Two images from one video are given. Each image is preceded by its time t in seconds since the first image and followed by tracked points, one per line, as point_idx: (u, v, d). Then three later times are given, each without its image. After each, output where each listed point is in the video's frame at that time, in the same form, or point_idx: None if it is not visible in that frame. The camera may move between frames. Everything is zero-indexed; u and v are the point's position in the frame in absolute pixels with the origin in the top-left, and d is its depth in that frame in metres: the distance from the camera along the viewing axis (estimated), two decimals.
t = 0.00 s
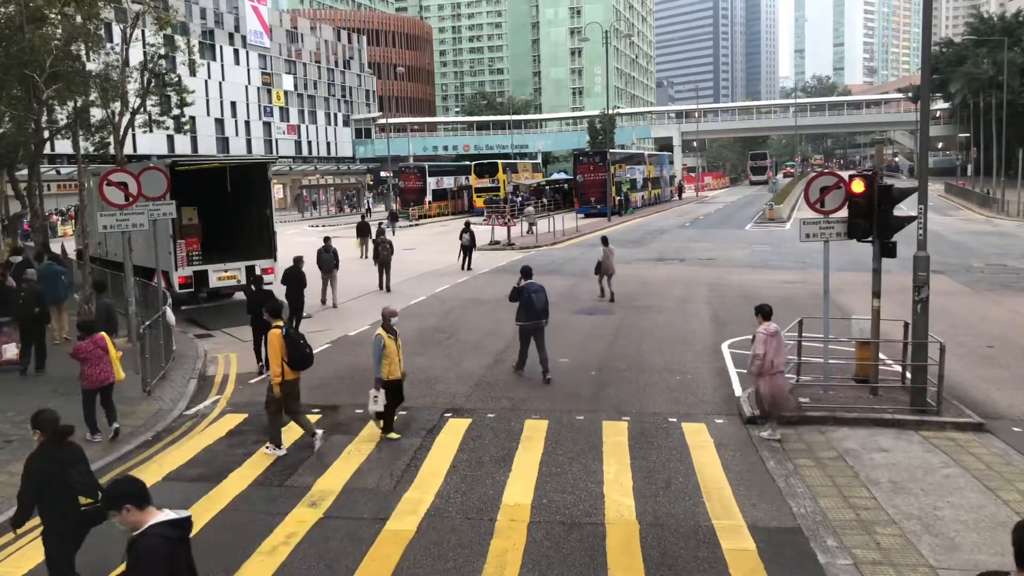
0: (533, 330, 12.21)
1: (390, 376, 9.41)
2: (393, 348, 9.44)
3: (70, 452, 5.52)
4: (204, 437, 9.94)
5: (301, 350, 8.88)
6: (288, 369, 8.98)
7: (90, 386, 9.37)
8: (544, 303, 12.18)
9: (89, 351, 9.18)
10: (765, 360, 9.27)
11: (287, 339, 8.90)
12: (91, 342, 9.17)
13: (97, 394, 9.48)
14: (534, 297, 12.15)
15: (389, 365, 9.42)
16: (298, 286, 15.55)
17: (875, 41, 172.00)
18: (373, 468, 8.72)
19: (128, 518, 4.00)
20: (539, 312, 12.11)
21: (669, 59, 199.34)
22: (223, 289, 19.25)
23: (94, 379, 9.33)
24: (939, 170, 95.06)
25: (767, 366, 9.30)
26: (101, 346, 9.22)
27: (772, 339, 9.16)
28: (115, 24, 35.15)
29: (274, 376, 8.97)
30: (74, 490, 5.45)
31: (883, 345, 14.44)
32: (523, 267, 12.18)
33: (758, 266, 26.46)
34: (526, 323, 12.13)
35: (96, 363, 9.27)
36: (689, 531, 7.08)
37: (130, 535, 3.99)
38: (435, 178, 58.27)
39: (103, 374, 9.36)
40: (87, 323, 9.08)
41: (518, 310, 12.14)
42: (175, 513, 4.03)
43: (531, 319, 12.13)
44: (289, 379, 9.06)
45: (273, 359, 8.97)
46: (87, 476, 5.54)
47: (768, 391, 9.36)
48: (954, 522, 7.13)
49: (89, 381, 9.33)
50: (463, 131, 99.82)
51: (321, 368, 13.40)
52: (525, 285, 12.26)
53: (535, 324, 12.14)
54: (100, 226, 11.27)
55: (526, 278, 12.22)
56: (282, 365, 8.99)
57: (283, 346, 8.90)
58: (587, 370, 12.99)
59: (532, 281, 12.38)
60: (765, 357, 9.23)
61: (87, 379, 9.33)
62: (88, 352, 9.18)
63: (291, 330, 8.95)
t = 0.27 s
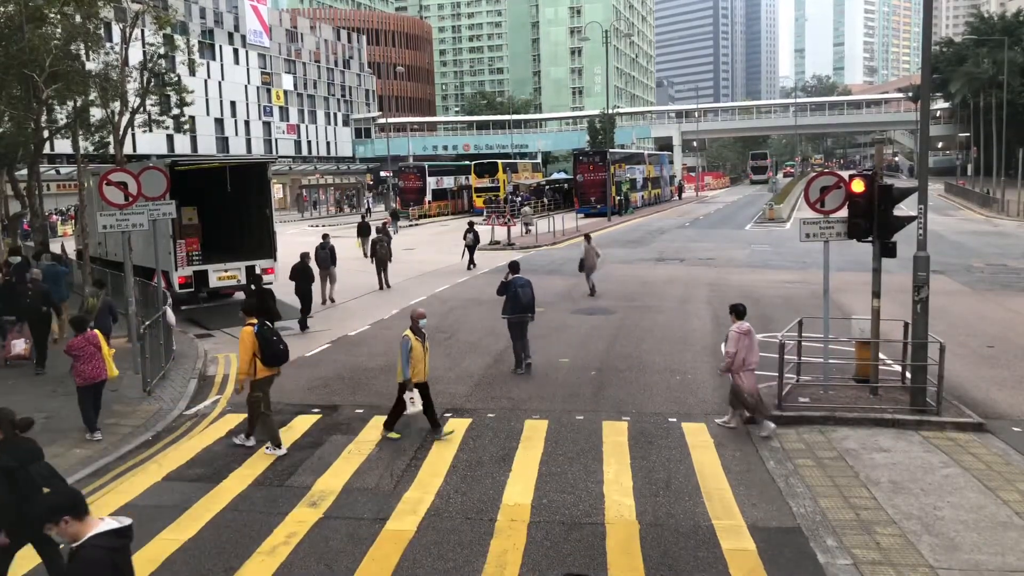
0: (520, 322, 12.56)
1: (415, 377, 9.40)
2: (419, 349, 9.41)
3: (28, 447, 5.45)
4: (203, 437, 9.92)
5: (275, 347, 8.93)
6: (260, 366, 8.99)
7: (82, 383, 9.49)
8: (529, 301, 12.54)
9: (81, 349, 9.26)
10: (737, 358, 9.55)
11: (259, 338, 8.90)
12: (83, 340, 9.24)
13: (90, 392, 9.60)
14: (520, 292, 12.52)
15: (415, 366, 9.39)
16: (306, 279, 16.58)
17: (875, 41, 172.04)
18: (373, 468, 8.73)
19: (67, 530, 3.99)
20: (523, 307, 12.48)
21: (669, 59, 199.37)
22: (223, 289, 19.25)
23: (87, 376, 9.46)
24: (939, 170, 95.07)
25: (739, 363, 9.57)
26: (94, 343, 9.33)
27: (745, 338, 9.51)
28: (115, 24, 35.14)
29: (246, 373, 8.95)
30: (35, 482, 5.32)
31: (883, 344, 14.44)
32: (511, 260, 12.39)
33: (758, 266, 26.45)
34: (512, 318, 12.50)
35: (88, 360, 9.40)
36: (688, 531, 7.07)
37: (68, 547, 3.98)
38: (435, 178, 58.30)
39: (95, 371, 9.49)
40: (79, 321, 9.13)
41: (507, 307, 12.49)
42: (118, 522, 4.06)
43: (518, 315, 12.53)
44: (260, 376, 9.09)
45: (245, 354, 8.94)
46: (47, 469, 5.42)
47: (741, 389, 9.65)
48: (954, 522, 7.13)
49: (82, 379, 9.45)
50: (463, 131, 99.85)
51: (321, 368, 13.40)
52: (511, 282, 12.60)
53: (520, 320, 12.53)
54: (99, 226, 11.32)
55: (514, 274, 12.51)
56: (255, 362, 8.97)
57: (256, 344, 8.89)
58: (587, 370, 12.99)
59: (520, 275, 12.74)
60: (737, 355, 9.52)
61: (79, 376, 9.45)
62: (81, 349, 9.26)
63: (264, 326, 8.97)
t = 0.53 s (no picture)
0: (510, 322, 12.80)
1: (444, 376, 9.34)
2: (445, 349, 9.39)
3: None
4: (204, 436, 9.94)
5: (247, 347, 9.36)
6: (233, 364, 9.37)
7: (79, 378, 9.82)
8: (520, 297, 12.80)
9: (79, 342, 9.73)
10: (715, 353, 9.87)
11: (234, 335, 9.36)
12: (81, 333, 9.71)
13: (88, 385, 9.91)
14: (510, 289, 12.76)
15: (443, 364, 9.35)
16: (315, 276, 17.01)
17: (875, 41, 172.06)
18: (372, 468, 8.73)
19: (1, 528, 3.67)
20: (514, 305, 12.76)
21: (669, 59, 199.38)
22: (223, 289, 19.27)
23: (83, 370, 9.81)
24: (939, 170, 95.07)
25: (717, 358, 9.90)
26: (91, 338, 9.77)
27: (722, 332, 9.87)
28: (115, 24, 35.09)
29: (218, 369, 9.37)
30: None
31: (883, 345, 14.46)
32: (503, 260, 12.54)
33: (758, 266, 26.46)
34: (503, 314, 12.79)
35: (85, 353, 9.81)
36: (689, 531, 7.06)
37: None
38: (435, 178, 58.32)
39: (90, 365, 9.85)
40: (78, 315, 9.67)
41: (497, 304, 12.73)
42: (54, 523, 3.79)
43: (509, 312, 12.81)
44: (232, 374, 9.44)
45: (219, 352, 9.37)
46: None
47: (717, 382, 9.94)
48: (955, 523, 7.13)
49: (78, 373, 9.79)
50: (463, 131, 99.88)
51: (321, 368, 13.41)
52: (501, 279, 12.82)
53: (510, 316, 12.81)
54: (100, 226, 11.38)
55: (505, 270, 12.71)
56: (227, 360, 9.37)
57: (229, 343, 9.35)
58: (587, 370, 13.01)
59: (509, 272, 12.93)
60: (715, 349, 9.82)
61: (76, 371, 9.79)
62: (79, 342, 9.72)
63: (238, 325, 9.42)
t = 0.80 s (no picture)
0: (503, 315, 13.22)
1: (473, 383, 9.10)
2: (474, 354, 9.20)
3: None
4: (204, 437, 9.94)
5: (226, 343, 9.39)
6: (212, 360, 9.41)
7: (75, 374, 9.98)
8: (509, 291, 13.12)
9: (71, 341, 9.83)
10: (689, 351, 10.12)
11: (212, 331, 9.37)
12: (71, 332, 9.81)
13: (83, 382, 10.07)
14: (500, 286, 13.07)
15: (471, 371, 9.12)
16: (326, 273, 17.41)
17: (875, 41, 172.07)
18: (372, 468, 8.72)
19: None
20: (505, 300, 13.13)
21: (669, 59, 199.37)
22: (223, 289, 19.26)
23: (78, 367, 9.94)
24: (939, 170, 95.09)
25: (691, 355, 10.14)
26: (85, 336, 9.90)
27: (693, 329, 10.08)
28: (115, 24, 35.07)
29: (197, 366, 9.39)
30: None
31: (883, 345, 14.45)
32: (495, 258, 12.77)
33: (758, 266, 26.44)
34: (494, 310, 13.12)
35: (78, 351, 9.91)
36: (690, 531, 7.05)
37: None
38: (435, 178, 58.30)
39: (84, 363, 9.97)
40: (70, 314, 9.78)
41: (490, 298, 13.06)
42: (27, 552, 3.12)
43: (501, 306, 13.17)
44: (210, 371, 9.47)
45: (198, 349, 9.38)
46: None
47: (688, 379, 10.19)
48: (955, 522, 7.13)
49: (73, 370, 9.94)
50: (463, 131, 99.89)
51: (321, 368, 13.40)
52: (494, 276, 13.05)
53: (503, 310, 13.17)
54: (99, 227, 11.38)
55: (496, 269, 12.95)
56: (206, 355, 9.41)
57: (208, 338, 9.37)
58: (587, 370, 13.00)
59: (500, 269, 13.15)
60: (689, 348, 10.08)
61: (71, 368, 9.94)
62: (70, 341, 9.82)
63: (216, 322, 9.41)
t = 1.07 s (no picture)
0: (488, 311, 13.40)
1: (500, 383, 9.08)
2: (502, 354, 9.12)
3: None
4: (203, 436, 9.95)
5: (202, 343, 9.51)
6: (189, 360, 9.57)
7: (68, 367, 10.19)
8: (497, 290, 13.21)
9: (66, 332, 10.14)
10: (660, 344, 10.15)
11: (188, 331, 9.49)
12: (66, 325, 10.13)
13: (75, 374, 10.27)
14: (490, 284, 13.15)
15: (498, 371, 9.08)
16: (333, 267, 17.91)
17: (875, 41, 172.03)
18: (372, 468, 8.72)
19: None
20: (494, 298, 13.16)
21: (669, 59, 199.33)
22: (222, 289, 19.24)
23: (71, 358, 10.17)
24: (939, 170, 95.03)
25: (661, 348, 10.16)
26: (78, 330, 10.24)
27: (667, 326, 10.13)
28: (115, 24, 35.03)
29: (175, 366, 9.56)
30: None
31: (883, 345, 14.46)
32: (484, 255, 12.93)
33: (758, 266, 26.43)
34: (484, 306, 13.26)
35: (72, 344, 10.20)
36: (691, 532, 7.05)
37: None
38: (435, 178, 58.28)
39: (77, 356, 10.21)
40: (65, 307, 10.12)
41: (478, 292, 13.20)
42: None
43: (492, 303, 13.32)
44: (189, 371, 9.63)
45: (175, 350, 9.57)
46: None
47: (657, 372, 10.33)
48: (955, 522, 7.13)
49: (66, 361, 10.15)
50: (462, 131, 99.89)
51: (321, 368, 13.40)
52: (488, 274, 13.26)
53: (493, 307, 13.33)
54: (99, 227, 11.38)
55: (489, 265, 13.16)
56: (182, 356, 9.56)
57: (185, 339, 9.51)
58: (588, 369, 13.00)
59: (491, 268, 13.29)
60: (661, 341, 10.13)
61: (65, 360, 10.17)
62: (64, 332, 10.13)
63: (192, 322, 9.53)
